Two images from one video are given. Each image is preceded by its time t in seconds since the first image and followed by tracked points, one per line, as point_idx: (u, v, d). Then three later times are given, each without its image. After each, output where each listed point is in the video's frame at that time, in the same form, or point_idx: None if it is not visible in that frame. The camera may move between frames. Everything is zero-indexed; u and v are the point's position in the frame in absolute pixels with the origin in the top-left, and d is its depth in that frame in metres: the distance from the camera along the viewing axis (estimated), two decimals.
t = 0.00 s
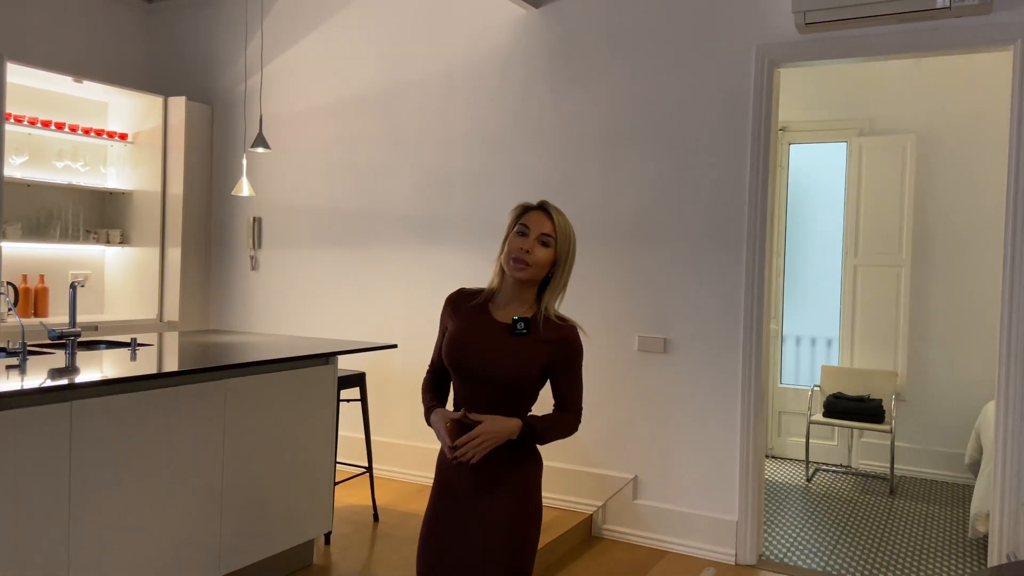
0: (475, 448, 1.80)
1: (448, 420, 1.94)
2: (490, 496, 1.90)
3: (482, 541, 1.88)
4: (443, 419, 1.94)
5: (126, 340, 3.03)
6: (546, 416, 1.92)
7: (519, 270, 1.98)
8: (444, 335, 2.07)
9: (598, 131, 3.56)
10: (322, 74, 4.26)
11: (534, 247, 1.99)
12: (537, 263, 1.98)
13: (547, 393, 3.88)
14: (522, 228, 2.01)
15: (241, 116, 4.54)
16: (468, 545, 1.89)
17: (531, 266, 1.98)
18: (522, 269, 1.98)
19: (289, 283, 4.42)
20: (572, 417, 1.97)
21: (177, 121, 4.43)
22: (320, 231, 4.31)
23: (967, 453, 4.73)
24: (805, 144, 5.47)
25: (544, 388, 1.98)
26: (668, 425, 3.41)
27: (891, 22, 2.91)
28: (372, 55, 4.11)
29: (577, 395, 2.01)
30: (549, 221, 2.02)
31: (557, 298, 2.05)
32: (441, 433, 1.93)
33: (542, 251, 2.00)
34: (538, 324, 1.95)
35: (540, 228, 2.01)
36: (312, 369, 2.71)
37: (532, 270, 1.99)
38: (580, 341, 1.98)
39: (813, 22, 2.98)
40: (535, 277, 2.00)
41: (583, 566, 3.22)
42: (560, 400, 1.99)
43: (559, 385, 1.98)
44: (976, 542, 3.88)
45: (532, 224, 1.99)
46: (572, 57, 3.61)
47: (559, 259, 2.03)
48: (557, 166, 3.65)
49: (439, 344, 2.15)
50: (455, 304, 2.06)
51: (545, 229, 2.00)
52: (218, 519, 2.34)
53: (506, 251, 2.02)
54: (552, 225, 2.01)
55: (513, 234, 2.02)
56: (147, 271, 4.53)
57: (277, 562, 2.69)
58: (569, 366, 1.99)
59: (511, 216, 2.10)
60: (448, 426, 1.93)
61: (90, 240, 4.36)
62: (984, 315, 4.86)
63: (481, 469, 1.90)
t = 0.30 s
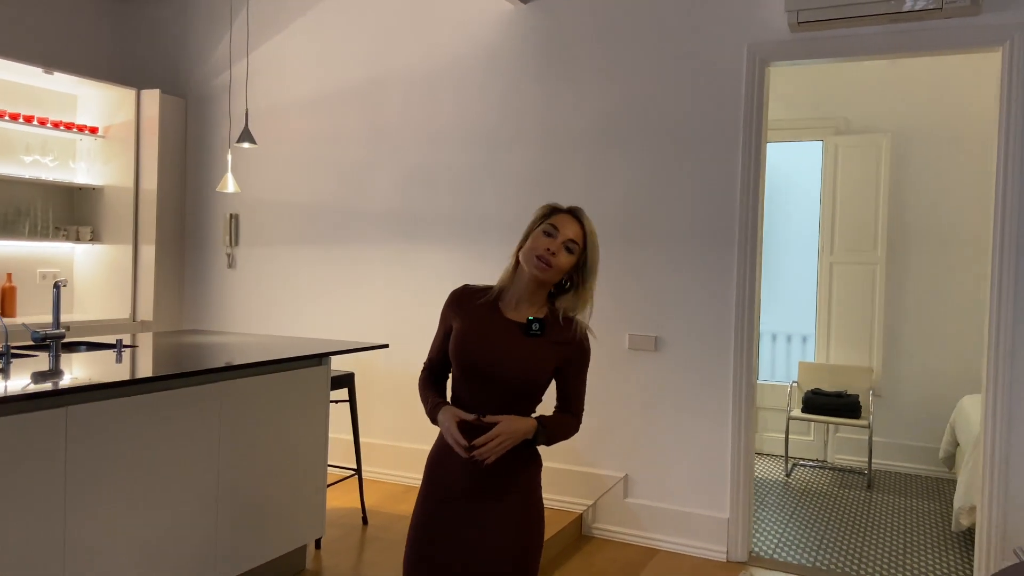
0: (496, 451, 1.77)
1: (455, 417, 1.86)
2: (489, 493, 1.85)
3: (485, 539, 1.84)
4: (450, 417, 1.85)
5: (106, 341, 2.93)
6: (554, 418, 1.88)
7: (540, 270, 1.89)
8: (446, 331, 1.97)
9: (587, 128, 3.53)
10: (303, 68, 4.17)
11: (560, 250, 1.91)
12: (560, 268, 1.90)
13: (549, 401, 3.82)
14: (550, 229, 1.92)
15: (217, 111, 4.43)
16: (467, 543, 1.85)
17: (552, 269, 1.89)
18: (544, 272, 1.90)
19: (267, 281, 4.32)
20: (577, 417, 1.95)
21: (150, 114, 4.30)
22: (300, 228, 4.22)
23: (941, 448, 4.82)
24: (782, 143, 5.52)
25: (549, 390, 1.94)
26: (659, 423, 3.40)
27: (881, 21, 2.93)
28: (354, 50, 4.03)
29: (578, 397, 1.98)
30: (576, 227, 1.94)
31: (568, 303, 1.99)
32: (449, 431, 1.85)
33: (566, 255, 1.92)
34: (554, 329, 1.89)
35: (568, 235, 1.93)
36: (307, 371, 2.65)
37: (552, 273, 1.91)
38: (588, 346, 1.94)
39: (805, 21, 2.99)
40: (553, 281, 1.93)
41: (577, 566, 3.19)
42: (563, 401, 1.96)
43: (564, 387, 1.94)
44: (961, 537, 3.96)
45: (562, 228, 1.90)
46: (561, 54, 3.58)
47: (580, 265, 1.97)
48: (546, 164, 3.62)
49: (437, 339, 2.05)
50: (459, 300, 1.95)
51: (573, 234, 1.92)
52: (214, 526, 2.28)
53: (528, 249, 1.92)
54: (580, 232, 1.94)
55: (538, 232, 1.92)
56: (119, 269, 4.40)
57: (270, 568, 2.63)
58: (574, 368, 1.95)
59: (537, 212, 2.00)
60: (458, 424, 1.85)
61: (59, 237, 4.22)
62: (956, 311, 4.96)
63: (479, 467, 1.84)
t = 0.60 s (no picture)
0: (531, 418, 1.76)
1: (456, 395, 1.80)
2: (498, 478, 1.79)
3: (495, 533, 1.77)
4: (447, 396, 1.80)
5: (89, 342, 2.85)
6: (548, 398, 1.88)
7: (513, 262, 1.86)
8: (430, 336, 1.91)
9: (575, 125, 3.52)
10: (284, 62, 4.10)
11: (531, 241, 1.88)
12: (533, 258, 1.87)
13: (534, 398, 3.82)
14: (519, 220, 1.89)
15: (195, 105, 4.33)
16: (478, 539, 1.77)
17: (526, 259, 1.87)
18: (518, 264, 1.87)
19: (246, 279, 4.24)
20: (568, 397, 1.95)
21: (125, 108, 4.19)
22: (281, 226, 4.15)
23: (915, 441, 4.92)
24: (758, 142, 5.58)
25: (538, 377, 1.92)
26: (647, 420, 3.42)
27: (870, 23, 2.97)
28: (338, 44, 3.98)
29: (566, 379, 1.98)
30: (544, 217, 1.91)
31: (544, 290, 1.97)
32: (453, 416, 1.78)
33: (537, 244, 1.89)
34: (536, 316, 1.87)
35: (537, 225, 1.90)
36: (299, 372, 2.62)
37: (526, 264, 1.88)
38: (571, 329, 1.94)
39: (795, 21, 3.02)
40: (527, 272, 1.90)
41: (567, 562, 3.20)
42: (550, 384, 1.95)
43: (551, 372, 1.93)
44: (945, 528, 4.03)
45: (531, 219, 1.87)
46: (549, 51, 3.57)
47: (551, 253, 1.95)
48: (533, 161, 3.61)
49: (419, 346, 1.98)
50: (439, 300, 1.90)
51: (542, 223, 1.90)
52: (208, 529, 2.24)
53: (499, 244, 1.89)
54: (549, 221, 1.91)
55: (507, 226, 1.89)
56: (92, 267, 4.29)
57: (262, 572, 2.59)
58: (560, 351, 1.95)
59: (502, 205, 1.97)
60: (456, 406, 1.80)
61: (30, 234, 4.10)
62: (930, 308, 5.06)
63: (484, 455, 1.79)
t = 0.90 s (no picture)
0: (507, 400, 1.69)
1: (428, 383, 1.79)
2: (494, 474, 1.73)
3: (495, 535, 1.72)
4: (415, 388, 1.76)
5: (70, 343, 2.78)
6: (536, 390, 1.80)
7: (485, 263, 1.81)
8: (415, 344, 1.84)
9: (562, 123, 3.51)
10: (264, 56, 4.03)
11: (501, 239, 1.82)
12: (506, 257, 1.82)
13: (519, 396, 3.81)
14: (485, 220, 1.84)
15: (171, 99, 4.24)
16: (479, 540, 1.72)
17: (497, 259, 1.81)
18: (491, 264, 1.81)
19: (224, 278, 4.16)
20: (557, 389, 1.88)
21: (99, 102, 4.08)
22: (260, 224, 4.08)
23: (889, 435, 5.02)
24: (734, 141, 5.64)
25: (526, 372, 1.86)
26: (635, 417, 3.43)
27: (857, 23, 3.01)
28: (320, 39, 3.92)
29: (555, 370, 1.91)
30: (511, 212, 1.86)
31: (523, 285, 1.91)
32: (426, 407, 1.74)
33: (508, 242, 1.84)
34: (517, 312, 1.81)
35: (504, 222, 1.84)
36: (292, 373, 2.59)
37: (500, 263, 1.83)
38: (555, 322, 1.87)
39: (784, 22, 3.06)
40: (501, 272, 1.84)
41: (558, 560, 3.20)
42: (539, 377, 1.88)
43: (540, 365, 1.86)
44: (925, 520, 4.11)
45: (496, 217, 1.83)
46: (536, 47, 3.55)
47: (523, 248, 1.89)
48: (520, 159, 3.59)
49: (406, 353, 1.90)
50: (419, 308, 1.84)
51: (510, 220, 1.84)
52: (203, 534, 2.20)
53: (469, 246, 1.83)
54: (516, 216, 1.86)
55: (475, 227, 1.84)
56: (64, 266, 4.17)
57: None
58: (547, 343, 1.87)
59: (468, 208, 1.92)
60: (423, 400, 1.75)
61: None
62: (902, 304, 5.16)
63: (478, 452, 1.73)
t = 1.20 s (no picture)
0: (459, 411, 1.55)
1: (451, 376, 1.66)
2: (491, 472, 1.66)
3: (495, 536, 1.65)
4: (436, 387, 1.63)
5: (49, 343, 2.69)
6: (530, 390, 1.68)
7: (473, 265, 1.69)
8: (411, 347, 1.76)
9: (549, 119, 3.49)
10: (244, 48, 3.94)
11: (488, 239, 1.70)
12: (495, 256, 1.71)
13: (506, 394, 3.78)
14: (468, 220, 1.71)
15: (146, 92, 4.13)
16: (479, 540, 1.65)
17: (486, 260, 1.70)
18: (480, 266, 1.70)
19: (202, 275, 4.07)
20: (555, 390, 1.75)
21: (72, 94, 3.97)
22: (240, 220, 3.99)
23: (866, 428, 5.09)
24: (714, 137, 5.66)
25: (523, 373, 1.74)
26: (624, 414, 3.43)
27: (846, 22, 3.02)
28: (302, 31, 3.84)
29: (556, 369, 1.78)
30: (495, 209, 1.73)
31: (516, 280, 1.79)
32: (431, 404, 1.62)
33: (495, 240, 1.71)
34: (511, 310, 1.69)
35: (487, 220, 1.71)
36: (282, 373, 2.54)
37: (490, 264, 1.71)
38: (551, 316, 1.75)
39: (773, 19, 3.04)
40: (492, 271, 1.73)
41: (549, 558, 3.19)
42: (536, 378, 1.76)
43: (537, 364, 1.75)
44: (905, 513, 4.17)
45: (480, 217, 1.70)
46: (524, 42, 3.52)
47: (511, 244, 1.77)
48: (507, 155, 3.55)
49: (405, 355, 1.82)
50: (414, 310, 1.75)
51: (494, 217, 1.71)
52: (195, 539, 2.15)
53: (456, 248, 1.72)
54: (500, 212, 1.73)
55: (459, 228, 1.72)
56: (36, 263, 4.07)
57: None
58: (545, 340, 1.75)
59: (451, 205, 1.80)
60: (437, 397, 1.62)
61: None
62: (879, 299, 5.23)
63: (475, 452, 1.66)
